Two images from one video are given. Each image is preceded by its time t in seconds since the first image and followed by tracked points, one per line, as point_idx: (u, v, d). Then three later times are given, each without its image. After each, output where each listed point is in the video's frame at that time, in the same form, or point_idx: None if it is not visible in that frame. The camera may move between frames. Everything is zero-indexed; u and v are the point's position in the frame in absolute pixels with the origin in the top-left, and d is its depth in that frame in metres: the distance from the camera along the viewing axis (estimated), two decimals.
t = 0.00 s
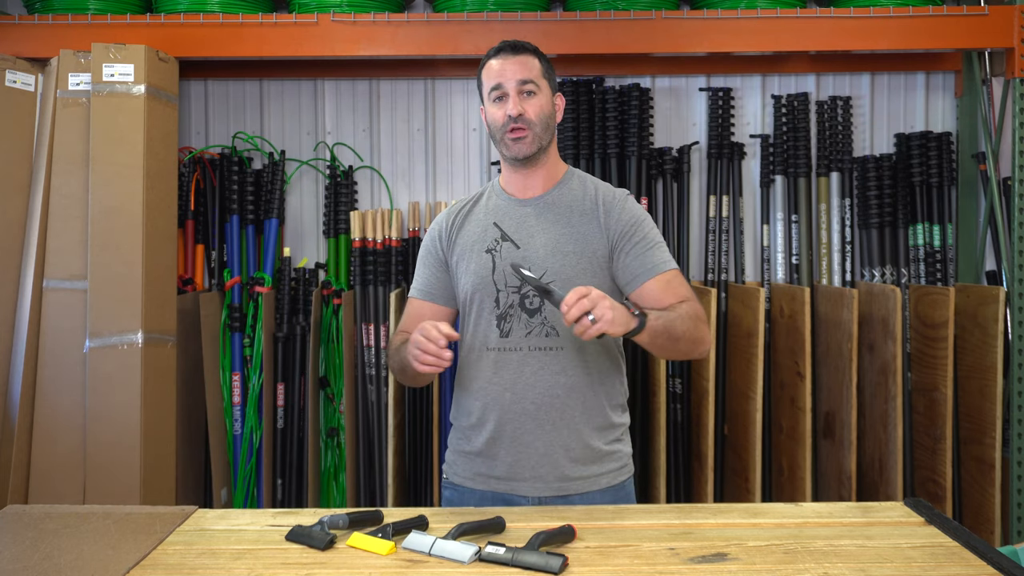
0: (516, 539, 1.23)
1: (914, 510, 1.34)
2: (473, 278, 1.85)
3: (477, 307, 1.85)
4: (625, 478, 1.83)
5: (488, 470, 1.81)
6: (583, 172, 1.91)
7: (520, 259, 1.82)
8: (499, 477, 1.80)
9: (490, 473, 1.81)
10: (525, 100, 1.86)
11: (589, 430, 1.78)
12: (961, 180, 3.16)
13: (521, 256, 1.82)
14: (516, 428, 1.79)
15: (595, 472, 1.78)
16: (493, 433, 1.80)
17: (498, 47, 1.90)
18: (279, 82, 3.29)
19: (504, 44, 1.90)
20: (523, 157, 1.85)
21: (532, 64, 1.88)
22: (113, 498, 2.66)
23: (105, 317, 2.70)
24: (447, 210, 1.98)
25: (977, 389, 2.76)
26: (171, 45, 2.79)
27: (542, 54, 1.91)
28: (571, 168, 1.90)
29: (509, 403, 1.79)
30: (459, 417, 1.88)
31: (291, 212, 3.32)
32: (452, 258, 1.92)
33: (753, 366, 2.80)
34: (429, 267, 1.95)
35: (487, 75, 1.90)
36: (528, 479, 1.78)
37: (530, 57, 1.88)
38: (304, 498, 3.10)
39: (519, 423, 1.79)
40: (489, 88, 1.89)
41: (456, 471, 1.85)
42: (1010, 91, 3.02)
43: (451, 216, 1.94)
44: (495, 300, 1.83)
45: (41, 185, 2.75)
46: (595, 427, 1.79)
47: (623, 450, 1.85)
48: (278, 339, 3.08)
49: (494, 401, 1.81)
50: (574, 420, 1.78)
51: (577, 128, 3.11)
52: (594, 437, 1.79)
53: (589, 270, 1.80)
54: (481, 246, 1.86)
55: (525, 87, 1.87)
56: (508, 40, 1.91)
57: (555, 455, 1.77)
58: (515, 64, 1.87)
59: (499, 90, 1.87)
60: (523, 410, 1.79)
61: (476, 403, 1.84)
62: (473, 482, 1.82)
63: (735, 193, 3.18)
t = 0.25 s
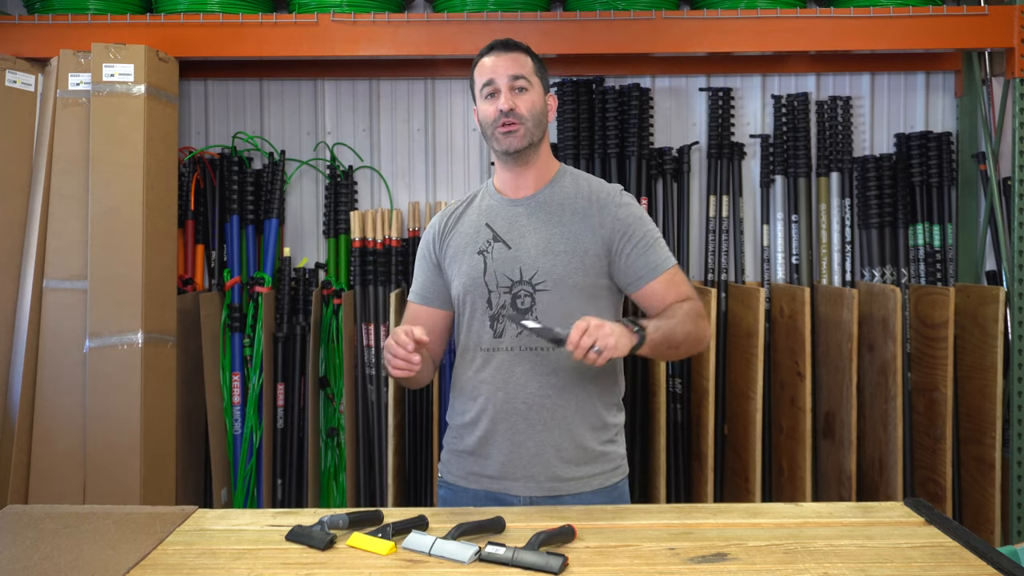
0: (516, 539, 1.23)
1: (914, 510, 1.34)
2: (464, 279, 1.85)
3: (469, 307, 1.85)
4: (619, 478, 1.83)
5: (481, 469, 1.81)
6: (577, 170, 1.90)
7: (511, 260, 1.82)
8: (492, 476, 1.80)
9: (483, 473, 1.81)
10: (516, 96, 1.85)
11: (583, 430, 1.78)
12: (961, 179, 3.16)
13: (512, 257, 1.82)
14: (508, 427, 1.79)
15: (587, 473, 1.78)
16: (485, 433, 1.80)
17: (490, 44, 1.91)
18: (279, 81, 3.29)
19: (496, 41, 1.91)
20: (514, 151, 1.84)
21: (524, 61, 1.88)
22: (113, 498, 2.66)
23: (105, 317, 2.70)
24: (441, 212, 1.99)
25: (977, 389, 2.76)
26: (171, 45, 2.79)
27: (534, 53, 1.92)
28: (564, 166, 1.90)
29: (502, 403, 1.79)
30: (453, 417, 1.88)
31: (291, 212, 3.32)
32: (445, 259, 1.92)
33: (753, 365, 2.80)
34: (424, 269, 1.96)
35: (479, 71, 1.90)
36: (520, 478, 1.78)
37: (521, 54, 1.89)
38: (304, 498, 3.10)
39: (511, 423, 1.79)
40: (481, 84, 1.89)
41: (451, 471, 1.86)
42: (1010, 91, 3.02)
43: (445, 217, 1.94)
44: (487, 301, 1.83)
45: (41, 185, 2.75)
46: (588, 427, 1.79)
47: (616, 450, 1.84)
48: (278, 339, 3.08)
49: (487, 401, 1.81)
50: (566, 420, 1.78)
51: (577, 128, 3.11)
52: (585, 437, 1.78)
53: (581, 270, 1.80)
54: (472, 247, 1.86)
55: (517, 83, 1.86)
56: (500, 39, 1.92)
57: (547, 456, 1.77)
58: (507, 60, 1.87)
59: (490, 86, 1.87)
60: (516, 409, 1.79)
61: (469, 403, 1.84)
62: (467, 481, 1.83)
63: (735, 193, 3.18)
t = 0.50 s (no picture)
0: (516, 539, 1.23)
1: (914, 510, 1.34)
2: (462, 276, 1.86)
3: (466, 305, 1.86)
4: (618, 477, 1.83)
5: (480, 468, 1.81)
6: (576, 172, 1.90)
7: (508, 258, 1.83)
8: (491, 475, 1.80)
9: (482, 472, 1.81)
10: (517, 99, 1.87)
11: (581, 428, 1.78)
12: (961, 179, 3.16)
13: (509, 255, 1.83)
14: (506, 425, 1.79)
15: (586, 471, 1.78)
16: (484, 431, 1.80)
17: (490, 48, 1.94)
18: (279, 82, 3.29)
19: (496, 46, 1.94)
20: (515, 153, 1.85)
21: (524, 64, 1.91)
22: (113, 498, 2.66)
23: (105, 317, 2.70)
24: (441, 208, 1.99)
25: (977, 389, 2.76)
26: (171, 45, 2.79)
27: (533, 55, 1.94)
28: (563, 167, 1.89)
29: (501, 401, 1.80)
30: (452, 416, 1.88)
31: (291, 212, 3.32)
32: (444, 255, 1.92)
33: (753, 365, 2.80)
34: (423, 265, 1.97)
35: (479, 75, 1.93)
36: (519, 477, 1.77)
37: (521, 57, 1.91)
38: (304, 498, 3.10)
39: (510, 421, 1.79)
40: (481, 88, 1.91)
41: (449, 471, 1.85)
42: (1010, 91, 3.02)
43: (445, 215, 1.95)
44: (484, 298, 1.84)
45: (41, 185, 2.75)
46: (586, 425, 1.79)
47: (614, 448, 1.85)
48: (278, 339, 3.08)
49: (485, 399, 1.81)
50: (564, 418, 1.78)
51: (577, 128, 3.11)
52: (583, 435, 1.78)
53: (575, 270, 1.79)
54: (470, 245, 1.87)
55: (517, 86, 1.89)
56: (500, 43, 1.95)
57: (546, 453, 1.77)
58: (507, 64, 1.90)
59: (491, 89, 1.90)
60: (514, 407, 1.79)
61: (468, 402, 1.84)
62: (466, 480, 1.82)
63: (735, 193, 3.18)
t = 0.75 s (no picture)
0: (516, 539, 1.23)
1: (914, 510, 1.34)
2: (464, 274, 1.86)
3: (467, 302, 1.85)
4: (614, 477, 1.82)
5: (477, 465, 1.81)
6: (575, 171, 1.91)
7: (510, 256, 1.84)
8: (488, 472, 1.80)
9: (479, 469, 1.81)
10: (519, 109, 1.85)
11: (578, 425, 1.78)
12: (961, 179, 3.16)
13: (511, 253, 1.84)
14: (504, 422, 1.79)
15: (583, 469, 1.77)
16: (482, 428, 1.81)
17: (487, 54, 1.88)
18: (279, 82, 3.29)
19: (494, 51, 1.88)
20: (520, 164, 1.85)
21: (525, 71, 1.86)
22: (113, 498, 2.66)
23: (105, 317, 2.70)
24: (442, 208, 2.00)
25: (977, 389, 2.76)
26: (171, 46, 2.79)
27: (532, 58, 1.89)
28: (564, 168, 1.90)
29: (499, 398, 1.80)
30: (450, 414, 1.88)
31: (291, 212, 3.32)
32: (445, 254, 1.92)
33: (753, 366, 2.80)
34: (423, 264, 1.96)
35: (479, 84, 1.88)
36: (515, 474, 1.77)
37: (522, 64, 1.87)
38: (304, 498, 3.10)
39: (508, 418, 1.79)
40: (482, 97, 1.88)
41: (446, 468, 1.85)
42: (1010, 91, 3.01)
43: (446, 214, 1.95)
44: (485, 296, 1.84)
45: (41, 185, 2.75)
46: (584, 422, 1.79)
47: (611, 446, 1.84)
48: (278, 339, 3.08)
49: (483, 396, 1.81)
50: (562, 416, 1.77)
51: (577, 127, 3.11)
52: (581, 433, 1.78)
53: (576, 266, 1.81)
54: (472, 243, 1.87)
55: (519, 96, 1.86)
56: (498, 46, 1.89)
57: (543, 451, 1.77)
58: (508, 73, 1.85)
59: (492, 100, 1.86)
60: (513, 404, 1.79)
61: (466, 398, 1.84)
62: (463, 478, 1.82)
63: (735, 193, 3.18)
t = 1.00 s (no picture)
0: (516, 539, 1.23)
1: (914, 510, 1.34)
2: (457, 277, 1.86)
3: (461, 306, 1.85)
4: (608, 478, 1.83)
5: (470, 467, 1.81)
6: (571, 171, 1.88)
7: (501, 260, 1.81)
8: (480, 475, 1.79)
9: (472, 471, 1.80)
10: (500, 102, 1.87)
11: (571, 430, 1.78)
12: (961, 180, 3.16)
13: (503, 257, 1.81)
14: (496, 425, 1.79)
15: (576, 473, 1.77)
16: (474, 431, 1.81)
17: (467, 52, 1.92)
18: (279, 82, 3.29)
19: (473, 49, 1.91)
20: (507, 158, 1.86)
21: (504, 65, 1.89)
22: (113, 498, 2.66)
23: (105, 317, 2.70)
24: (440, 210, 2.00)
25: (977, 389, 2.76)
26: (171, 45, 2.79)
27: (513, 52, 1.92)
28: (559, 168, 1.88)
29: (492, 401, 1.80)
30: (445, 416, 1.88)
31: (291, 212, 3.32)
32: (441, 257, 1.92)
33: (753, 366, 2.80)
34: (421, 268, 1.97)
35: (461, 82, 1.91)
36: (507, 477, 1.77)
37: (500, 58, 1.89)
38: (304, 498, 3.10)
39: (500, 421, 1.79)
40: (464, 94, 1.91)
41: (440, 469, 1.85)
42: (1010, 91, 3.01)
43: (441, 217, 1.96)
44: (477, 300, 1.83)
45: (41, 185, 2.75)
46: (576, 427, 1.79)
47: (605, 450, 1.84)
48: (278, 339, 3.08)
49: (476, 399, 1.81)
50: (554, 420, 1.78)
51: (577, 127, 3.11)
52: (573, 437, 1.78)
53: (569, 271, 1.78)
54: (465, 246, 1.86)
55: (499, 90, 1.87)
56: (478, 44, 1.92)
57: (535, 455, 1.77)
58: (487, 68, 1.88)
59: (474, 96, 1.89)
60: (505, 408, 1.79)
61: (459, 401, 1.85)
62: (456, 479, 1.82)
63: (734, 193, 3.18)
